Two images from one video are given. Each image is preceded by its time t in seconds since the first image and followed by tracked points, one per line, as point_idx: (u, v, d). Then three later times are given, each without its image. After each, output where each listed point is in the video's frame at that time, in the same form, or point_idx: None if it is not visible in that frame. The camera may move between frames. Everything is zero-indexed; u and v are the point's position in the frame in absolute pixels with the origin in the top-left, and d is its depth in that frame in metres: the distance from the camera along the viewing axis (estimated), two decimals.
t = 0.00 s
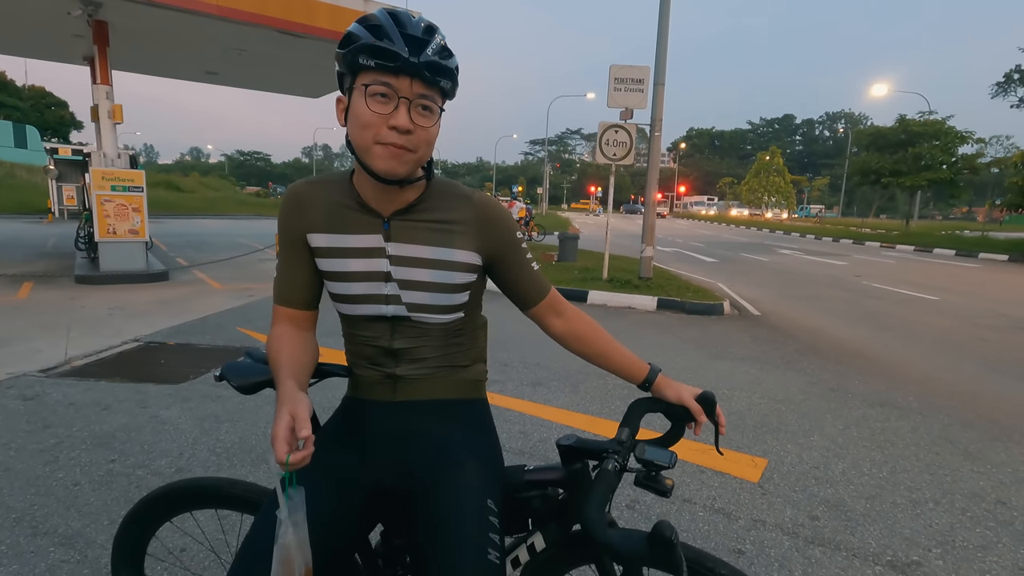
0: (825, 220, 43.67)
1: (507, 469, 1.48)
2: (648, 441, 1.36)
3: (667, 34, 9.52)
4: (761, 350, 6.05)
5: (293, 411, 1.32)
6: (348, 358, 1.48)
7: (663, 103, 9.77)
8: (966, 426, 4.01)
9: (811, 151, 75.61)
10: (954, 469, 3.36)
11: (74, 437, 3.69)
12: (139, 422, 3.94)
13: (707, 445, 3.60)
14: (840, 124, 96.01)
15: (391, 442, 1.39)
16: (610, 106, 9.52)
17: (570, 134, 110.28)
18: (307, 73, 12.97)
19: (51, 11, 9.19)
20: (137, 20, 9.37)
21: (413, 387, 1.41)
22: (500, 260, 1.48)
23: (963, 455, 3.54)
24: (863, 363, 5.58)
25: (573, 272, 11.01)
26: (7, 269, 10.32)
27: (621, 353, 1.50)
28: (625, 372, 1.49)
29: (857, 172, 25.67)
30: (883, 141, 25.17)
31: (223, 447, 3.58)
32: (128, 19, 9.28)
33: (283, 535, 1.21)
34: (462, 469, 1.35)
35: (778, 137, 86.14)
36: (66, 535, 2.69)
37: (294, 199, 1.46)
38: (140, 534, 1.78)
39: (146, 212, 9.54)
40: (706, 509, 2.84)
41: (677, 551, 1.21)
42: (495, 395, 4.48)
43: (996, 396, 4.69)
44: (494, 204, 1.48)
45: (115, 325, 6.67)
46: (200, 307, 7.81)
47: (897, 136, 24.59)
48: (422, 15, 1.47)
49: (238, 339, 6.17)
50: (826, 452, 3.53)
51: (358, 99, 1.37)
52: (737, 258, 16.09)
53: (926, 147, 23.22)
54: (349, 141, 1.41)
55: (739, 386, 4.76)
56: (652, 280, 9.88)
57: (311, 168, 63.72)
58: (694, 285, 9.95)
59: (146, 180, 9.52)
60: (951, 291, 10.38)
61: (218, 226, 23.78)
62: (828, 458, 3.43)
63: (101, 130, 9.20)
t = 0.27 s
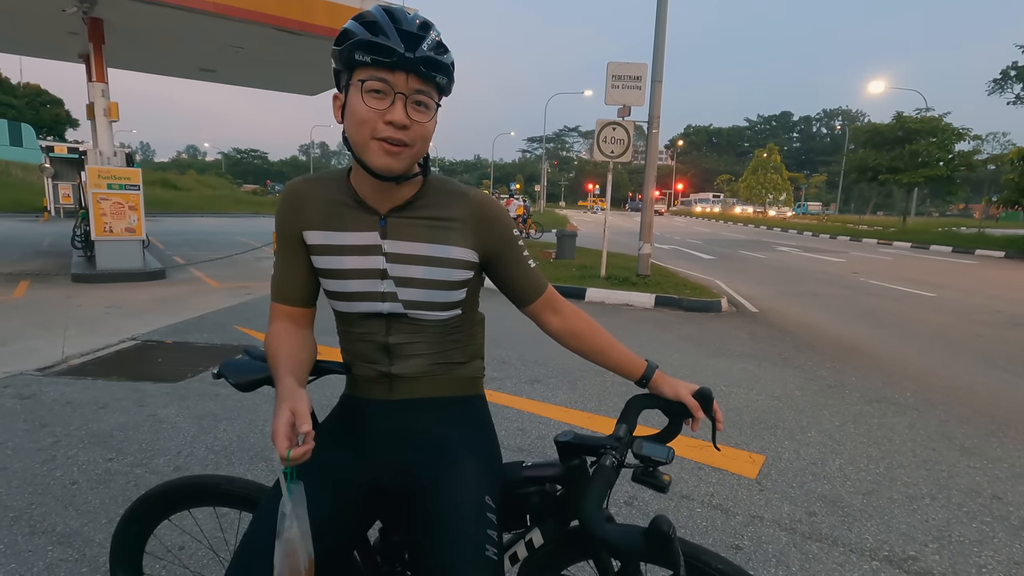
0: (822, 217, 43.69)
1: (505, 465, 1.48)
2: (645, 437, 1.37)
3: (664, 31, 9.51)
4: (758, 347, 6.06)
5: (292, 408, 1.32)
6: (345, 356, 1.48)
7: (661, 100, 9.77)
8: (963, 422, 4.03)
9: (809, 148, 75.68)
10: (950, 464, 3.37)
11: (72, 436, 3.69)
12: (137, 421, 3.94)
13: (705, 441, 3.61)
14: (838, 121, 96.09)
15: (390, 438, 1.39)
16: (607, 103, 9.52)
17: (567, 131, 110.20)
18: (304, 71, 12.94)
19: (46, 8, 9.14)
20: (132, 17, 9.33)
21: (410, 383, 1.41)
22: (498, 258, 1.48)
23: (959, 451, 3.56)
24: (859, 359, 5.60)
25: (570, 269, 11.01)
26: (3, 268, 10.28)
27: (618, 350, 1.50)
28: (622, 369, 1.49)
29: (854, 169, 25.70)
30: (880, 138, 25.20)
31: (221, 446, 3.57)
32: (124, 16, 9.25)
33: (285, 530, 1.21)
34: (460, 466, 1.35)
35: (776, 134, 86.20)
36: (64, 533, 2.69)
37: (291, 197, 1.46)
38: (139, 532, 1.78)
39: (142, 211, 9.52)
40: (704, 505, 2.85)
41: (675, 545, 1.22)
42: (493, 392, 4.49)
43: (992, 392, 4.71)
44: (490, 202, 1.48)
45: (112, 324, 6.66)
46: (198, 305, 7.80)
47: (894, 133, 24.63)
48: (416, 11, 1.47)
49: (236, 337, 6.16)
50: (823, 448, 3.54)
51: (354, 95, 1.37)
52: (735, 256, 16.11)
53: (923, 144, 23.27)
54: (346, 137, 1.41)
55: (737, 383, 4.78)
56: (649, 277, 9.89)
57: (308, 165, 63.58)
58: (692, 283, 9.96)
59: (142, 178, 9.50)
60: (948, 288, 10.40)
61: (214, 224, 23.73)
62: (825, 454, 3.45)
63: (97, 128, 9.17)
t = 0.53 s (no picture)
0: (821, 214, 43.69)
1: (502, 461, 1.48)
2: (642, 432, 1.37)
3: (662, 28, 9.50)
4: (756, 343, 6.06)
5: (289, 404, 1.32)
6: (341, 353, 1.48)
7: (659, 97, 9.76)
8: (961, 418, 4.04)
9: (807, 144, 75.70)
10: (948, 460, 3.38)
11: (70, 435, 3.68)
12: (135, 419, 3.93)
13: (703, 438, 3.61)
14: (835, 118, 96.12)
15: (388, 435, 1.39)
16: (606, 100, 9.51)
17: (566, 128, 110.14)
18: (301, 68, 12.91)
19: (41, 5, 9.11)
20: (129, 14, 9.30)
21: (407, 380, 1.41)
22: (494, 254, 1.48)
23: (957, 447, 3.57)
24: (858, 356, 5.60)
25: (569, 267, 11.01)
26: None
27: (615, 346, 1.50)
28: (619, 365, 1.49)
29: (852, 166, 25.72)
30: (878, 135, 25.20)
31: (220, 444, 3.57)
32: (120, 13, 9.21)
33: (286, 526, 1.22)
34: (458, 463, 1.35)
35: (774, 131, 86.18)
36: (62, 532, 2.69)
37: (287, 193, 1.45)
38: (136, 530, 1.78)
39: (140, 209, 9.50)
40: (702, 502, 2.85)
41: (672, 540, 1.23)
42: (491, 390, 4.49)
43: (989, 388, 4.72)
44: (487, 197, 1.48)
45: (110, 322, 6.65)
46: (196, 303, 7.79)
47: (892, 129, 24.64)
48: (415, 8, 1.47)
49: (234, 335, 6.16)
50: (821, 444, 3.54)
51: (352, 91, 1.37)
52: (733, 252, 16.13)
53: (920, 140, 23.27)
54: (344, 134, 1.40)
55: (735, 380, 4.78)
56: (648, 275, 9.89)
57: (306, 163, 63.47)
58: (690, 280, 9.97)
59: (140, 177, 9.48)
60: (946, 284, 10.42)
61: (212, 222, 23.70)
62: (824, 450, 3.45)
63: (94, 126, 9.13)
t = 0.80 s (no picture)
0: (819, 212, 43.71)
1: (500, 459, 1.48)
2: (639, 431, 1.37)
3: (661, 26, 9.50)
4: (755, 341, 6.07)
5: (286, 403, 1.32)
6: (337, 351, 1.48)
7: (658, 95, 9.76)
8: (959, 416, 4.05)
9: (805, 143, 75.81)
10: (947, 457, 3.39)
11: (69, 434, 3.69)
12: (134, 419, 3.94)
13: (703, 436, 3.62)
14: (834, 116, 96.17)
15: (385, 433, 1.39)
16: (605, 98, 9.51)
17: (564, 127, 110.23)
18: (299, 67, 12.89)
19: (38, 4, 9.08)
20: (126, 13, 9.28)
21: (404, 379, 1.41)
22: (490, 253, 1.48)
23: (955, 444, 3.58)
24: (856, 353, 5.62)
25: (568, 265, 11.01)
26: None
27: (611, 343, 1.51)
28: (616, 362, 1.49)
29: (851, 164, 25.74)
30: (876, 133, 25.23)
31: (219, 443, 3.57)
32: (118, 11, 9.19)
33: (281, 526, 1.22)
34: (455, 461, 1.36)
35: (773, 129, 86.21)
36: (62, 532, 2.69)
37: (284, 192, 1.45)
38: (134, 528, 1.78)
39: (138, 208, 9.49)
40: (702, 499, 2.86)
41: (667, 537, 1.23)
42: (491, 388, 4.49)
43: (987, 386, 4.73)
44: (483, 196, 1.49)
45: (109, 322, 6.64)
46: (195, 303, 7.79)
47: (890, 127, 24.66)
48: (413, 10, 1.46)
49: (233, 334, 6.15)
50: (820, 442, 3.55)
51: (351, 94, 1.37)
52: (732, 251, 16.14)
53: (919, 138, 23.29)
54: (342, 135, 1.40)
55: (734, 378, 4.79)
56: (647, 273, 9.90)
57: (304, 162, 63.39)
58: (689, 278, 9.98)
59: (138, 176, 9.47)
60: (944, 282, 10.44)
61: (210, 221, 23.68)
62: (822, 448, 3.46)
63: (92, 125, 9.11)
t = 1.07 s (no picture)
0: (819, 210, 43.69)
1: (497, 458, 1.48)
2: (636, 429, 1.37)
3: (660, 24, 9.49)
4: (755, 340, 6.07)
5: (283, 403, 1.32)
6: (334, 351, 1.47)
7: (657, 94, 9.75)
8: (959, 413, 4.05)
9: (804, 141, 75.80)
10: (947, 455, 3.39)
11: (69, 435, 3.68)
12: (134, 419, 3.93)
13: (703, 434, 3.62)
14: (833, 114, 96.16)
15: (382, 433, 1.39)
16: (604, 97, 9.51)
17: (563, 126, 110.15)
18: (298, 66, 12.88)
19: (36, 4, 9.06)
20: (125, 12, 9.26)
21: (401, 379, 1.41)
22: (487, 253, 1.48)
23: (955, 442, 3.58)
24: (856, 352, 5.62)
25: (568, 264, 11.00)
26: None
27: (608, 343, 1.51)
28: (613, 362, 1.50)
29: (850, 162, 25.74)
30: (876, 131, 25.21)
31: (219, 443, 3.57)
32: (116, 11, 9.18)
33: (277, 526, 1.22)
34: (452, 461, 1.35)
35: (772, 127, 86.20)
36: (62, 532, 2.69)
37: (280, 192, 1.44)
38: (131, 527, 1.78)
39: (137, 208, 9.49)
40: (702, 498, 2.86)
41: (664, 535, 1.23)
42: (491, 388, 4.49)
43: (987, 383, 4.73)
44: (480, 196, 1.49)
45: (108, 322, 6.64)
46: (194, 303, 7.79)
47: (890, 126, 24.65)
48: (410, 7, 1.46)
49: (232, 334, 6.15)
50: (820, 440, 3.55)
51: (348, 92, 1.37)
52: (731, 249, 16.14)
53: (918, 136, 23.30)
54: (339, 133, 1.40)
55: (734, 376, 4.79)
56: (647, 272, 9.90)
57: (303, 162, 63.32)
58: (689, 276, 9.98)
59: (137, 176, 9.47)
60: (944, 280, 10.44)
61: (209, 221, 23.66)
62: (822, 446, 3.46)
63: (91, 125, 9.10)
